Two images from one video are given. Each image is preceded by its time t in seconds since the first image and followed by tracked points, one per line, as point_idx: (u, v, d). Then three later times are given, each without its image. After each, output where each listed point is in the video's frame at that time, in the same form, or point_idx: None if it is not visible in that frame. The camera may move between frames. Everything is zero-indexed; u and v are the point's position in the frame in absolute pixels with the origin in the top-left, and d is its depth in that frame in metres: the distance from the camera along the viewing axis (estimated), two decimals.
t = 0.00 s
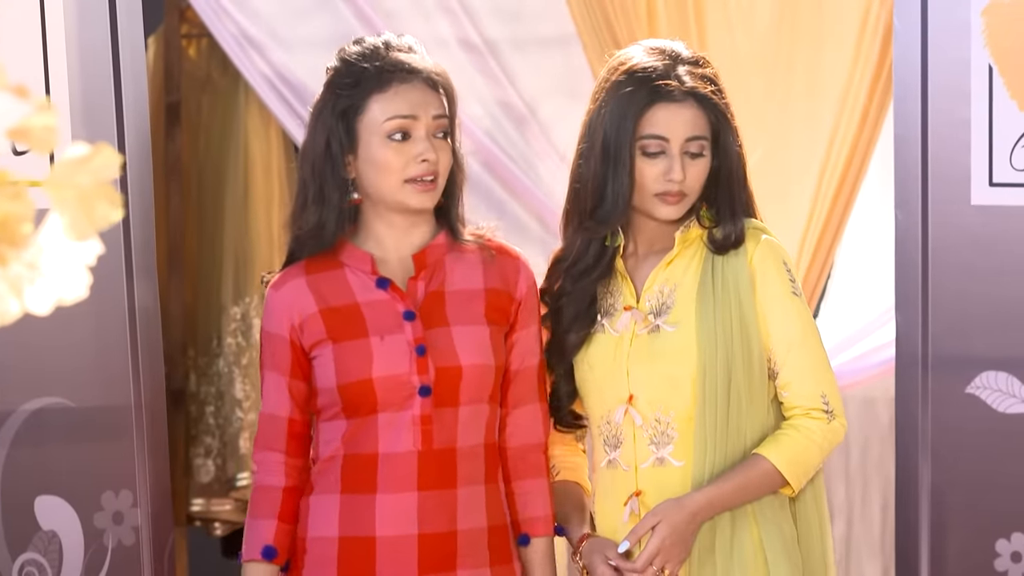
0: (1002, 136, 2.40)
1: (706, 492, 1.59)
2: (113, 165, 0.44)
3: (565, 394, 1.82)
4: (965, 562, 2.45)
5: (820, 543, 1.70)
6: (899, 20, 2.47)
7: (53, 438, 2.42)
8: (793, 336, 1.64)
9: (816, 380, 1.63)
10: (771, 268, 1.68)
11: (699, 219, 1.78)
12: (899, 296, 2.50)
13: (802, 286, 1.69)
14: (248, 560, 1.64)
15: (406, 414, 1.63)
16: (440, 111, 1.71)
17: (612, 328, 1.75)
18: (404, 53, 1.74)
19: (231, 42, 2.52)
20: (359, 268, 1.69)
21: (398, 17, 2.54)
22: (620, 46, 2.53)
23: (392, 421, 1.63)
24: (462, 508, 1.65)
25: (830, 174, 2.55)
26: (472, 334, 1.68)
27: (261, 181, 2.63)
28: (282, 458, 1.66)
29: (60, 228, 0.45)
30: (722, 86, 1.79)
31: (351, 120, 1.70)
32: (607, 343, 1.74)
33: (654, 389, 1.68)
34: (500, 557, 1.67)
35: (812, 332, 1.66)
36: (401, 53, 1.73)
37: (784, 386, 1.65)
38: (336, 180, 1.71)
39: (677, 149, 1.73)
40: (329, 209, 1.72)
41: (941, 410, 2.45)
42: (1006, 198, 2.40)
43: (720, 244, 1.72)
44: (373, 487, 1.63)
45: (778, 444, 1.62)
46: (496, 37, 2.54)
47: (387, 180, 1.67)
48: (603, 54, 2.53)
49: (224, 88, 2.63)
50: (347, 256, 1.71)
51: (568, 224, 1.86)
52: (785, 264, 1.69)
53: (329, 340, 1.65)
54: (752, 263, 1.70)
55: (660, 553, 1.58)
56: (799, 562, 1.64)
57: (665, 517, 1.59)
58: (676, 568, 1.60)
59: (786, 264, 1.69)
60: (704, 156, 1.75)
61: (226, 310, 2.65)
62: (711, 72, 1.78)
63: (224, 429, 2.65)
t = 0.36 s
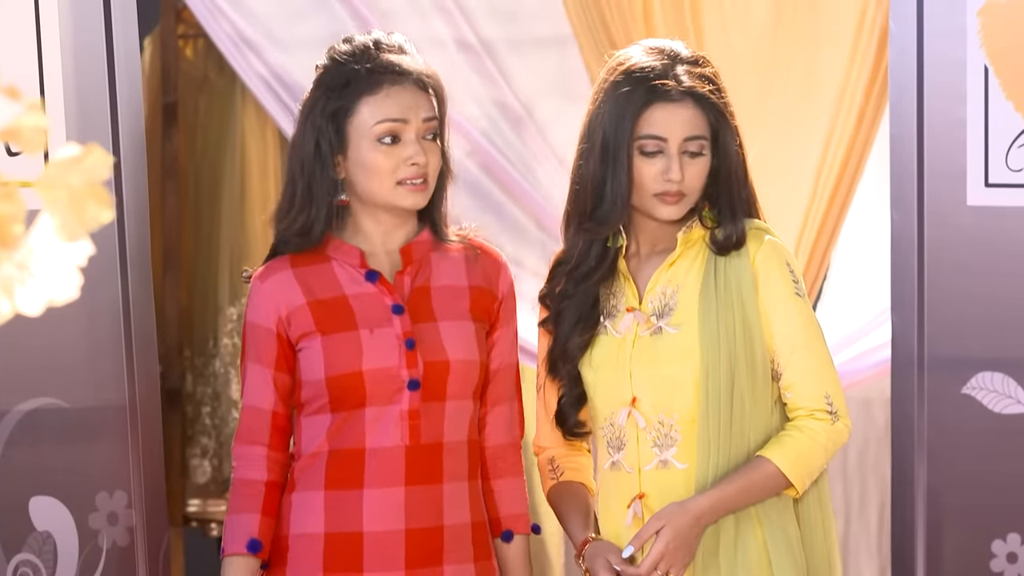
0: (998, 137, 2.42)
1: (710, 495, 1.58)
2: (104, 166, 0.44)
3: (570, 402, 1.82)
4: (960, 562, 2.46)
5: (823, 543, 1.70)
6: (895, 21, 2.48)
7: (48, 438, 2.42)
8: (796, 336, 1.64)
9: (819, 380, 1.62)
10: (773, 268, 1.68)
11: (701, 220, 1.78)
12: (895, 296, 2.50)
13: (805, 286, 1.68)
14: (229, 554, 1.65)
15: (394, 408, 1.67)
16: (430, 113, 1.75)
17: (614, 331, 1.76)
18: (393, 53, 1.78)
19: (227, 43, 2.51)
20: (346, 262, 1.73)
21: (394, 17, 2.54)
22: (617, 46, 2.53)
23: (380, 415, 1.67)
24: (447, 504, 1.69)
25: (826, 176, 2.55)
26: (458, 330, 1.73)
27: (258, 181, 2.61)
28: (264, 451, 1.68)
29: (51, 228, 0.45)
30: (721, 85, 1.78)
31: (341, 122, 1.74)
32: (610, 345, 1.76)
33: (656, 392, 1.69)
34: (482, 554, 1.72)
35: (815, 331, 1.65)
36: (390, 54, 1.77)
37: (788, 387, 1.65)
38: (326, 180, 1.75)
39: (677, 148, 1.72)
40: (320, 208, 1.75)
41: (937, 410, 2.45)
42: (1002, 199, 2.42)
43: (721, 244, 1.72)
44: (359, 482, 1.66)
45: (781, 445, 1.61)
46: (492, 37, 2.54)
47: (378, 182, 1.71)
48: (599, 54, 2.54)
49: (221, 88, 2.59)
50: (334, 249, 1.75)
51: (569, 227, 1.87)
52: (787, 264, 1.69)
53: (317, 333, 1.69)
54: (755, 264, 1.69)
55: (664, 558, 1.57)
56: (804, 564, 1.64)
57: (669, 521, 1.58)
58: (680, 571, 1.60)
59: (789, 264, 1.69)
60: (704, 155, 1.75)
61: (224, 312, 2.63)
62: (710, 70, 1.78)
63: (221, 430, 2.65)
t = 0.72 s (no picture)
0: (994, 137, 2.43)
1: (713, 498, 1.59)
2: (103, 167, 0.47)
3: (574, 403, 1.83)
4: (955, 562, 2.46)
5: (826, 546, 1.70)
6: (891, 21, 2.48)
7: (43, 438, 2.41)
8: (800, 338, 1.64)
9: (824, 382, 1.62)
10: (778, 270, 1.67)
11: (705, 220, 1.77)
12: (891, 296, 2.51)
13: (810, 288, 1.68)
14: (213, 557, 1.70)
15: (379, 414, 1.72)
16: (408, 114, 1.80)
17: (618, 331, 1.76)
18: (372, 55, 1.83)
19: (223, 43, 2.50)
20: (331, 267, 1.78)
21: (390, 17, 2.53)
22: (614, 46, 2.53)
23: (365, 421, 1.72)
24: (429, 507, 1.74)
25: (822, 178, 2.53)
26: (442, 336, 1.78)
27: (255, 180, 2.57)
28: (247, 454, 1.74)
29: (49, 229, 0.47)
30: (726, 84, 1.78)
31: (321, 125, 1.79)
32: (614, 346, 1.76)
33: (659, 393, 1.69)
34: (465, 555, 1.78)
35: (820, 333, 1.65)
36: (368, 55, 1.82)
37: (792, 389, 1.65)
38: (308, 183, 1.81)
39: (678, 145, 1.73)
40: (302, 210, 1.81)
41: (933, 410, 2.46)
42: (999, 199, 2.42)
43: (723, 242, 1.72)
44: (343, 486, 1.71)
45: (784, 448, 1.61)
46: (488, 38, 2.54)
47: (358, 184, 1.76)
48: (596, 55, 2.54)
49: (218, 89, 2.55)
50: (319, 254, 1.79)
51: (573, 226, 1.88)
52: (792, 266, 1.68)
53: (302, 339, 1.73)
54: (759, 265, 1.69)
55: (667, 561, 1.57)
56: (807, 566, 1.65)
57: (672, 524, 1.58)
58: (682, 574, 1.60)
59: (794, 266, 1.68)
60: (706, 152, 1.75)
61: (221, 312, 2.58)
62: (715, 69, 1.78)
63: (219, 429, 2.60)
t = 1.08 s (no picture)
0: (991, 138, 2.42)
1: (713, 499, 1.59)
2: (88, 168, 0.51)
3: (575, 404, 1.84)
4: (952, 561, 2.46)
5: (826, 547, 1.70)
6: (888, 21, 2.49)
7: (40, 439, 2.41)
8: (802, 338, 1.64)
9: (824, 384, 1.62)
10: (780, 271, 1.68)
11: (707, 219, 1.78)
12: (889, 296, 2.51)
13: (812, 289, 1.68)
14: (201, 560, 1.71)
15: (362, 421, 1.72)
16: (387, 119, 1.79)
17: (620, 332, 1.76)
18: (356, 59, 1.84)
19: (220, 43, 2.51)
20: (317, 270, 1.78)
21: (387, 17, 2.53)
22: (610, 47, 2.53)
23: (350, 426, 1.72)
24: (411, 511, 1.75)
25: (819, 178, 2.55)
26: (427, 342, 1.79)
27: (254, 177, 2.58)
28: (232, 456, 1.74)
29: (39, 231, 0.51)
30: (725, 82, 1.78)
31: (302, 130, 1.80)
32: (616, 346, 1.76)
33: (660, 393, 1.69)
34: (447, 557, 1.79)
35: (822, 334, 1.65)
36: (350, 60, 1.82)
37: (793, 391, 1.65)
38: (291, 189, 1.82)
39: (679, 143, 1.73)
40: (285, 214, 1.81)
41: (930, 410, 2.46)
42: (996, 199, 2.42)
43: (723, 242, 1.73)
44: (327, 489, 1.72)
45: (785, 449, 1.61)
46: (485, 38, 2.54)
47: (336, 189, 1.76)
48: (593, 55, 2.54)
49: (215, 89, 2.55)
50: (305, 257, 1.80)
51: (574, 225, 1.88)
52: (794, 267, 1.69)
53: (288, 343, 1.73)
54: (761, 267, 1.69)
55: (667, 562, 1.57)
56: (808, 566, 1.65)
57: (674, 525, 1.58)
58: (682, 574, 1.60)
59: (796, 267, 1.69)
60: (706, 151, 1.75)
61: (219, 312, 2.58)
62: (714, 67, 1.79)
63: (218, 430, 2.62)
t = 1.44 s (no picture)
0: (988, 138, 2.42)
1: (708, 499, 1.59)
2: (83, 168, 0.50)
3: (571, 404, 1.84)
4: (949, 562, 2.47)
5: (820, 548, 1.71)
6: (886, 21, 2.49)
7: (37, 439, 2.41)
8: (797, 339, 1.64)
9: (819, 386, 1.63)
10: (776, 273, 1.68)
11: (703, 220, 1.78)
12: (886, 296, 2.52)
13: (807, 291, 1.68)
14: (191, 561, 1.71)
15: (348, 417, 1.72)
16: (372, 127, 1.78)
17: (615, 332, 1.77)
18: (347, 65, 1.84)
19: (217, 43, 2.51)
20: (304, 266, 1.79)
21: (385, 17, 2.53)
22: (608, 47, 2.54)
23: (335, 424, 1.72)
24: (399, 513, 1.75)
25: (816, 178, 2.56)
26: (413, 339, 1.79)
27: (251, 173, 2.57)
28: (218, 454, 1.74)
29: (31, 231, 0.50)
30: (719, 82, 1.79)
31: (289, 134, 1.80)
32: (611, 346, 1.76)
33: (655, 393, 1.69)
34: (433, 558, 1.79)
35: (817, 335, 1.65)
36: (341, 66, 1.83)
37: (788, 391, 1.65)
38: (280, 196, 1.81)
39: (672, 143, 1.74)
40: (271, 221, 1.81)
41: (927, 410, 2.47)
42: (993, 200, 2.42)
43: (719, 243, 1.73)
44: (315, 489, 1.71)
45: (780, 451, 1.61)
46: (483, 38, 2.54)
47: (321, 196, 1.76)
48: (591, 56, 2.54)
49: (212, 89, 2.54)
50: (291, 254, 1.80)
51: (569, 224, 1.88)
52: (790, 269, 1.69)
53: (274, 339, 1.74)
54: (757, 268, 1.69)
55: (663, 564, 1.57)
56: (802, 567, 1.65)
57: (670, 526, 1.58)
58: None
59: (791, 269, 1.69)
60: (700, 151, 1.76)
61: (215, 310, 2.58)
62: (707, 66, 1.79)
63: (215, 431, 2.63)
